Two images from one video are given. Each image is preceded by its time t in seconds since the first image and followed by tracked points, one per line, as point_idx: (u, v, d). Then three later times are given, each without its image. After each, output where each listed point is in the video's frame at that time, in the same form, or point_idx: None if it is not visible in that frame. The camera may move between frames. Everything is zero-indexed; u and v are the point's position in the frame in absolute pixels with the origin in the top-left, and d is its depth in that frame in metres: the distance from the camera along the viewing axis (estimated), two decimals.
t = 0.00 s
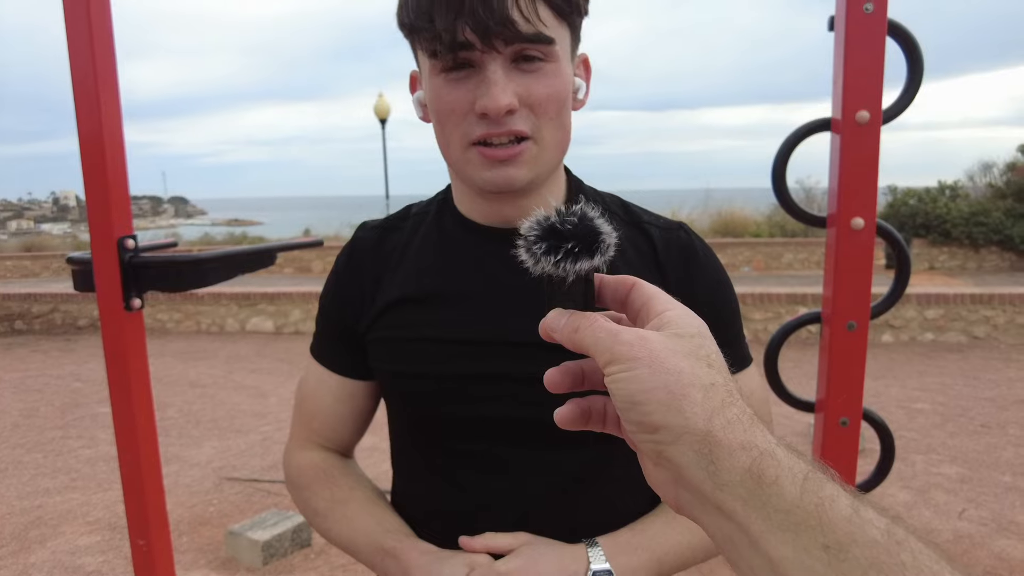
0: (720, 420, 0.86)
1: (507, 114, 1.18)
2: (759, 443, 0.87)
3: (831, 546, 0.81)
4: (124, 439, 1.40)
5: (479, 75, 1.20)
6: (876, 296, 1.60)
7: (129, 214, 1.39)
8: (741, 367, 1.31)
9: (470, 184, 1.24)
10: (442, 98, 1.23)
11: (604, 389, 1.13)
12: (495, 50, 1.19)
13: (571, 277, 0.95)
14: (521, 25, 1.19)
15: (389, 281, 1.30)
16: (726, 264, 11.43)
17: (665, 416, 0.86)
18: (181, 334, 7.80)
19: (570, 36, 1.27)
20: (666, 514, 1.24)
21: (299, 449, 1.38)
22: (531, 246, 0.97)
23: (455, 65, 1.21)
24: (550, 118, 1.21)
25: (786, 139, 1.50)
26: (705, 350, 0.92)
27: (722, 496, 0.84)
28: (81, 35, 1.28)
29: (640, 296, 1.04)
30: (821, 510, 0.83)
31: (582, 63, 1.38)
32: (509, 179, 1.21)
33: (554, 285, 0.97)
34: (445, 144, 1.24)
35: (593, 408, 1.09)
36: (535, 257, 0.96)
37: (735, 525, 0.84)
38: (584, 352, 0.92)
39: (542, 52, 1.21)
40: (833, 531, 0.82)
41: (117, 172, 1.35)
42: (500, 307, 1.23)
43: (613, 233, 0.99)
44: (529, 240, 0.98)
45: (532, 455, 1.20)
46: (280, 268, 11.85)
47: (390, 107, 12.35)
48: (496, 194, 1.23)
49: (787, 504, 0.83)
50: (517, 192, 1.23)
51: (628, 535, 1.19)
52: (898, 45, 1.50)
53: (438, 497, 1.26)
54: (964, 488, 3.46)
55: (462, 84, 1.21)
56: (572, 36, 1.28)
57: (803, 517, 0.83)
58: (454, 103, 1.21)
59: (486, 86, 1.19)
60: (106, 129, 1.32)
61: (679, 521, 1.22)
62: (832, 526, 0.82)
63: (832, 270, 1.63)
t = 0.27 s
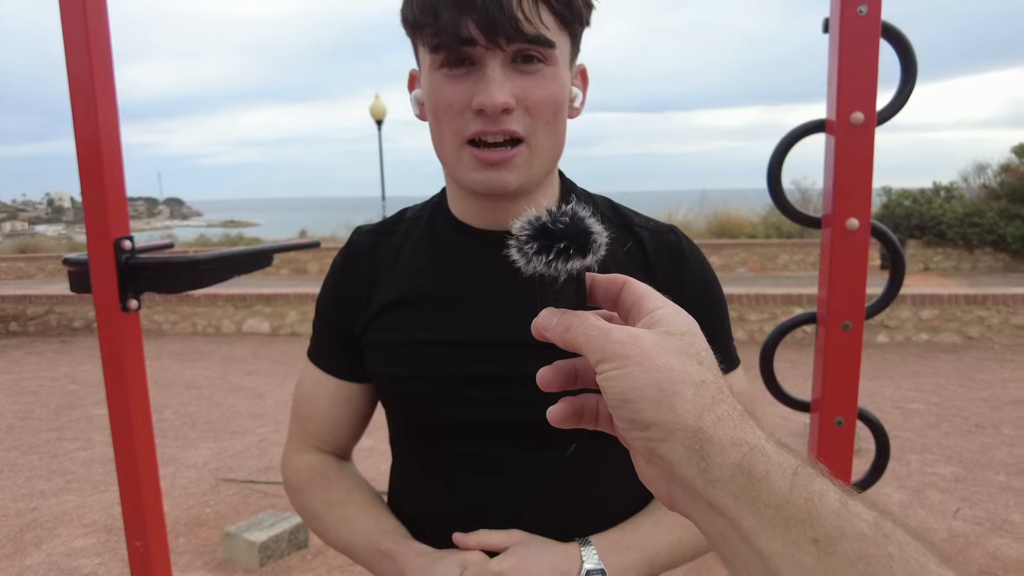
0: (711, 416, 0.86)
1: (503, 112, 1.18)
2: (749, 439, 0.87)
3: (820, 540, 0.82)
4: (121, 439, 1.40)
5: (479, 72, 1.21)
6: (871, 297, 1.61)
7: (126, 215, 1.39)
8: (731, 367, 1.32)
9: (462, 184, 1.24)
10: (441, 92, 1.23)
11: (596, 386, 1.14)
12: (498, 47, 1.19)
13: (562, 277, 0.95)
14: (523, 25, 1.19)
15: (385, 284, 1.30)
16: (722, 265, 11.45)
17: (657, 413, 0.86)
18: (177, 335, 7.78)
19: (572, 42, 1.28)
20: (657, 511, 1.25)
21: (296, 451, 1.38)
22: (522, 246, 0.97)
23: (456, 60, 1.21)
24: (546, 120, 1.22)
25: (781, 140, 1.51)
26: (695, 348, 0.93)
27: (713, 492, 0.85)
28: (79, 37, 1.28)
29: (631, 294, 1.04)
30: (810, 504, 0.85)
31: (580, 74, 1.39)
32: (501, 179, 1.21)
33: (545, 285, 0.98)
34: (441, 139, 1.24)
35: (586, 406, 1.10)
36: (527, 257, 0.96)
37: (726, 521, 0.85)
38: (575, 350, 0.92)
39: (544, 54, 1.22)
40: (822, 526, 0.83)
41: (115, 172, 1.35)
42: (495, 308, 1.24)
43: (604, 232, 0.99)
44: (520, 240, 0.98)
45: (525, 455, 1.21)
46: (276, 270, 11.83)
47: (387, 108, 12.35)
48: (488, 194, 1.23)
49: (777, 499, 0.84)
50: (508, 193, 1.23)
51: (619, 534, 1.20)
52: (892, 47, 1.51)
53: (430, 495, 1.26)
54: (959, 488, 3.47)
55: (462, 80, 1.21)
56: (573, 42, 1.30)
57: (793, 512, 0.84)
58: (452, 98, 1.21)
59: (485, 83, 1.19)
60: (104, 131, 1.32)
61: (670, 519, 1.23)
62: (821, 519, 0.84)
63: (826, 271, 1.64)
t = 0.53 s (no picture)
0: (700, 411, 0.87)
1: (498, 109, 1.19)
2: (737, 433, 0.87)
3: (809, 532, 0.82)
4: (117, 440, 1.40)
5: (473, 71, 1.21)
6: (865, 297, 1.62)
7: (123, 216, 1.39)
8: (726, 367, 1.32)
9: (460, 182, 1.25)
10: (437, 93, 1.23)
11: (588, 383, 1.14)
12: (491, 46, 1.20)
13: (553, 274, 0.95)
14: (515, 23, 1.20)
15: (383, 285, 1.31)
16: (718, 266, 11.48)
17: (647, 408, 0.87)
18: (173, 337, 7.76)
19: (564, 40, 1.29)
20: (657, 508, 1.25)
21: (290, 441, 1.39)
22: (513, 244, 0.98)
23: (450, 60, 1.22)
24: (541, 116, 1.22)
25: (776, 140, 1.51)
26: (685, 344, 0.93)
27: (703, 485, 0.85)
28: (76, 38, 1.28)
29: (622, 291, 1.05)
30: (798, 496, 0.84)
31: (575, 74, 1.40)
32: (498, 175, 1.21)
33: (537, 282, 0.98)
34: (439, 139, 1.24)
35: (578, 403, 1.10)
36: (518, 255, 0.96)
37: (716, 514, 0.85)
38: (568, 347, 0.94)
39: (537, 51, 1.22)
40: (809, 517, 0.82)
41: (111, 173, 1.34)
42: (492, 308, 1.24)
43: (594, 229, 0.99)
44: (511, 238, 0.99)
45: (519, 452, 1.21)
46: (272, 271, 11.81)
47: (383, 110, 12.35)
48: (486, 191, 1.23)
49: (765, 491, 0.84)
50: (507, 189, 1.23)
51: (622, 531, 1.20)
52: (885, 49, 1.52)
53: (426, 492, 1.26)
54: (953, 487, 3.49)
55: (457, 79, 1.22)
56: (566, 41, 1.30)
57: (780, 503, 0.83)
58: (448, 98, 1.22)
59: (479, 81, 1.20)
60: (100, 133, 1.31)
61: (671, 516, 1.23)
62: (809, 511, 0.83)
63: (821, 270, 1.65)
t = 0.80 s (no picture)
0: (689, 412, 0.87)
1: (493, 121, 1.19)
2: (726, 433, 0.88)
3: (796, 532, 0.82)
4: (113, 441, 1.40)
5: (468, 82, 1.21)
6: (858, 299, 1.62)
7: (118, 218, 1.38)
8: (716, 370, 1.33)
9: (454, 190, 1.25)
10: (432, 103, 1.23)
11: (578, 384, 1.14)
12: (487, 58, 1.20)
13: (542, 276, 0.95)
14: (511, 35, 1.20)
15: (377, 288, 1.31)
16: (713, 267, 11.51)
17: (636, 409, 0.87)
18: (168, 339, 7.74)
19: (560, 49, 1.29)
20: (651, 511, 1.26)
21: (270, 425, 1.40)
22: (504, 246, 0.98)
23: (446, 71, 1.22)
24: (535, 126, 1.23)
25: (770, 143, 1.52)
26: (674, 344, 0.94)
27: (692, 485, 0.85)
28: (71, 40, 1.28)
29: (612, 292, 1.05)
30: (786, 496, 0.84)
31: (569, 78, 1.40)
32: (493, 184, 1.22)
33: (527, 284, 0.98)
34: (434, 148, 1.25)
35: (568, 404, 1.10)
36: (508, 257, 0.96)
37: (705, 514, 0.85)
38: (558, 348, 0.94)
39: (532, 63, 1.22)
40: (797, 517, 0.83)
41: (107, 175, 1.34)
42: (484, 310, 1.25)
43: (584, 230, 1.00)
44: (502, 241, 0.99)
45: (511, 453, 1.21)
46: (268, 273, 11.79)
47: (378, 111, 12.35)
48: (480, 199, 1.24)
49: (753, 491, 0.84)
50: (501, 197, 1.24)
51: (619, 536, 1.20)
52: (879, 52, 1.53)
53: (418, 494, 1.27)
54: (947, 487, 3.50)
55: (452, 90, 1.22)
56: (560, 48, 1.30)
57: (769, 504, 0.84)
58: (443, 108, 1.22)
59: (474, 93, 1.20)
60: (95, 134, 1.31)
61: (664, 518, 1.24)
62: (797, 511, 0.83)
63: (815, 272, 1.66)
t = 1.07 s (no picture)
0: (678, 413, 0.88)
1: (489, 116, 1.19)
2: (714, 434, 0.88)
3: (782, 531, 0.83)
4: (109, 445, 1.39)
5: (466, 76, 1.22)
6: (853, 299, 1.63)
7: (114, 219, 1.38)
8: (708, 373, 1.32)
9: (449, 185, 1.25)
10: (429, 96, 1.24)
11: (570, 386, 1.14)
12: (485, 53, 1.20)
13: (535, 279, 0.96)
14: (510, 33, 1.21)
15: (373, 289, 1.31)
16: (709, 268, 11.53)
17: (626, 410, 0.88)
18: (164, 340, 7.71)
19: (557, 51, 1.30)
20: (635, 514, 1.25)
21: (278, 445, 1.39)
22: (496, 250, 0.98)
23: (444, 65, 1.23)
24: (530, 124, 1.23)
25: (765, 144, 1.53)
26: (664, 347, 0.94)
27: (680, 486, 0.86)
28: (67, 42, 1.28)
29: (604, 294, 1.06)
30: (773, 496, 0.85)
31: (564, 83, 1.40)
32: (487, 179, 1.21)
33: (520, 287, 0.99)
34: (430, 142, 1.25)
35: (560, 405, 1.10)
36: (501, 261, 0.97)
37: (693, 513, 0.86)
38: (550, 351, 0.94)
39: (529, 61, 1.23)
40: (783, 516, 0.84)
41: (103, 176, 1.34)
42: (479, 313, 1.25)
43: (576, 233, 1.00)
44: (493, 244, 0.99)
45: (503, 455, 1.22)
46: (263, 274, 11.77)
47: (374, 113, 12.34)
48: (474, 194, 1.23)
49: (740, 491, 0.85)
50: (494, 194, 1.24)
51: (595, 537, 1.20)
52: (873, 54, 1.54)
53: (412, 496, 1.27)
54: (941, 487, 3.51)
55: (450, 84, 1.23)
56: (557, 52, 1.31)
57: (755, 504, 0.84)
58: (440, 102, 1.22)
59: (471, 87, 1.20)
60: (91, 135, 1.31)
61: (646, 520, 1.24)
62: (783, 511, 0.84)
63: (809, 273, 1.66)
